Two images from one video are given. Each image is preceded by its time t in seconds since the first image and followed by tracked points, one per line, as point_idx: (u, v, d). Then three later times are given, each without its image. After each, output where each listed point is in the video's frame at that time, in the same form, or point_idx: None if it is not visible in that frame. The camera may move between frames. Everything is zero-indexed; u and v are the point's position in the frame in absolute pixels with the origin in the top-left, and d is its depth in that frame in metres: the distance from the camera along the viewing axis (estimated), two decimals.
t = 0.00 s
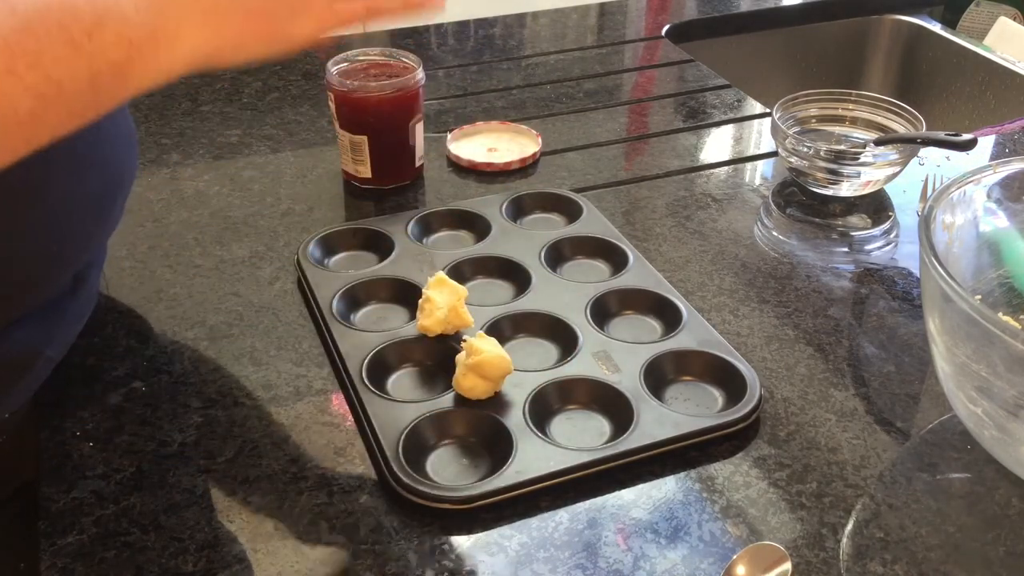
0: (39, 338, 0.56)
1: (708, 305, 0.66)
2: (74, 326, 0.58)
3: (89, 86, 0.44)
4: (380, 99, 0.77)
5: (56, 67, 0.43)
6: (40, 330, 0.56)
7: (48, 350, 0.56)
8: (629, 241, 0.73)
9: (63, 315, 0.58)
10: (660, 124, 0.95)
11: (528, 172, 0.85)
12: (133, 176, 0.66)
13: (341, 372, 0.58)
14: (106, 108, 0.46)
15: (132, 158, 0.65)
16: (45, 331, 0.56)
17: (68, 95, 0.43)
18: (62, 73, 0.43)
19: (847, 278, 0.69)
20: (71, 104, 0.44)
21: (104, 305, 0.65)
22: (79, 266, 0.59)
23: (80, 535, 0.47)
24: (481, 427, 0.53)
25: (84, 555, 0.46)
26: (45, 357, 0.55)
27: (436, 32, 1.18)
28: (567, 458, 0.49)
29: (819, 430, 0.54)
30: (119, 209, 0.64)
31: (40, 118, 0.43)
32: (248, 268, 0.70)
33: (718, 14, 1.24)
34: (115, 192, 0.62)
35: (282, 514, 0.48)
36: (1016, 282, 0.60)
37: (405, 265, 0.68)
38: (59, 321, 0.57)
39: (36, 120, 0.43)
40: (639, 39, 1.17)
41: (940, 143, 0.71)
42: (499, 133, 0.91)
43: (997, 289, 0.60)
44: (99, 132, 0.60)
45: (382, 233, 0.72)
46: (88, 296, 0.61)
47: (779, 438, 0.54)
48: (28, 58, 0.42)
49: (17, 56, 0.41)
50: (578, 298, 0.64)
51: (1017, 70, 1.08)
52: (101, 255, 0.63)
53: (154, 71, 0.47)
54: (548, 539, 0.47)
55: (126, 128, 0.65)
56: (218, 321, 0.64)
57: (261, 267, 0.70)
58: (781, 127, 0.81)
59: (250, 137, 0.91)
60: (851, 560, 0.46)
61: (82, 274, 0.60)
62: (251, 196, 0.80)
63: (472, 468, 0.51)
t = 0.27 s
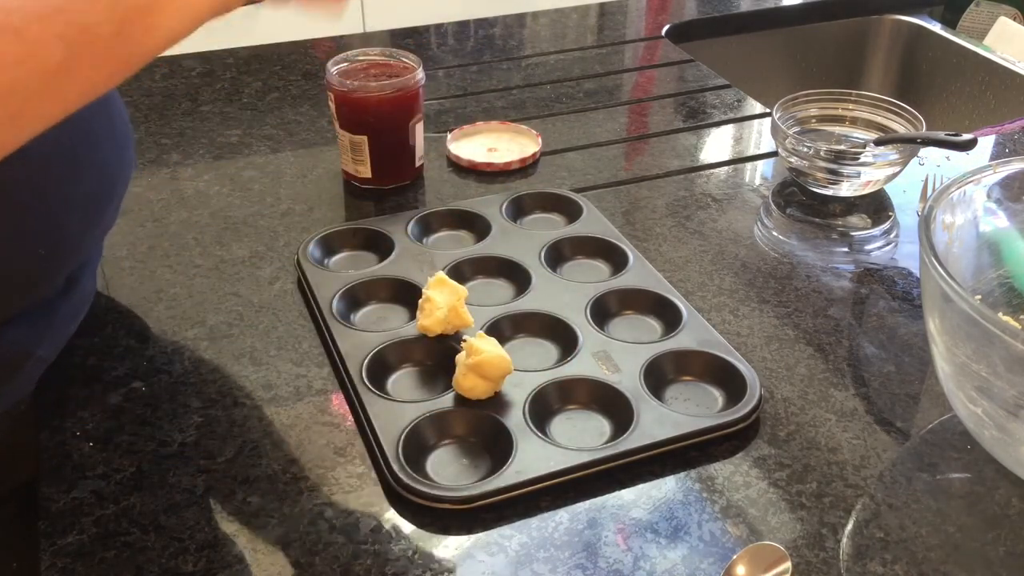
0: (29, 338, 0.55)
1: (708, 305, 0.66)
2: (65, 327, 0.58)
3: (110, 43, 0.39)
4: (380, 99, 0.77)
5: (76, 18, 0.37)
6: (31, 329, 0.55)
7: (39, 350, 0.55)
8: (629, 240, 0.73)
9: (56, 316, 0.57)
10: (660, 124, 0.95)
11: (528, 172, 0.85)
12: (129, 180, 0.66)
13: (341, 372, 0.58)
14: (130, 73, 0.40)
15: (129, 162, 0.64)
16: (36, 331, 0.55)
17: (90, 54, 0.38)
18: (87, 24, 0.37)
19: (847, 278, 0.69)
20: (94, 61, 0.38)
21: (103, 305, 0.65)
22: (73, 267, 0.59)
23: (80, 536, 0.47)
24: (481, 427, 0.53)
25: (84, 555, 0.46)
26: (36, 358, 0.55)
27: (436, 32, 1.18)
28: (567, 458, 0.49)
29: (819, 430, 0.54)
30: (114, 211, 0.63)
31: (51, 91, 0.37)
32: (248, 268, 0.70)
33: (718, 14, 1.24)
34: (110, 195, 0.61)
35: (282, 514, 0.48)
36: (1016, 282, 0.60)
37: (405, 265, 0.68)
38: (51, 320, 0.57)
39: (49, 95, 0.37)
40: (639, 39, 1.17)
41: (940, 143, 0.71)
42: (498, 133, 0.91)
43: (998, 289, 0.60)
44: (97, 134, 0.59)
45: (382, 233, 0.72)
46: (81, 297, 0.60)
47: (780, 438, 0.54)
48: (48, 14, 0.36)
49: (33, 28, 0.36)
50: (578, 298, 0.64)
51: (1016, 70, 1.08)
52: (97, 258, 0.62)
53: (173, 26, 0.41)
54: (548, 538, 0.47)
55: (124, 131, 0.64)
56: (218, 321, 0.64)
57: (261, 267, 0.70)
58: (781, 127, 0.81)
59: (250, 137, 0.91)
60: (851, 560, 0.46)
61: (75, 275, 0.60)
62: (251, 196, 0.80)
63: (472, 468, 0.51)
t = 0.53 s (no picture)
0: (29, 337, 0.54)
1: (708, 305, 0.66)
2: (65, 326, 0.57)
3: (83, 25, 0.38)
4: (380, 99, 0.77)
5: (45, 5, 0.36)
6: (30, 329, 0.55)
7: (39, 349, 0.55)
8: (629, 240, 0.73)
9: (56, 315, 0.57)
10: (660, 124, 0.95)
11: (528, 172, 0.85)
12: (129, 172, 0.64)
13: (341, 372, 0.58)
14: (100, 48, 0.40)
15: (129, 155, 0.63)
16: (37, 331, 0.55)
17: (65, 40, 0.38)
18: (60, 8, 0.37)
19: (847, 278, 0.69)
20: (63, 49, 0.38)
21: (104, 305, 0.64)
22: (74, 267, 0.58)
23: (80, 536, 0.47)
24: (481, 427, 0.53)
25: (84, 555, 0.46)
26: (35, 357, 0.55)
27: (436, 32, 1.18)
28: (567, 458, 0.49)
29: (819, 430, 0.54)
30: (117, 211, 0.62)
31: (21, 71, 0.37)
32: (248, 268, 0.70)
33: (718, 14, 1.24)
34: (114, 194, 0.60)
35: (282, 514, 0.48)
36: (1016, 282, 0.60)
37: (405, 265, 0.68)
38: (51, 320, 0.56)
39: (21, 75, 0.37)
40: (640, 39, 1.17)
41: (940, 143, 0.71)
42: (498, 133, 0.91)
43: (998, 289, 0.60)
44: (101, 132, 0.58)
45: (382, 233, 0.72)
46: (81, 296, 0.60)
47: (779, 438, 0.54)
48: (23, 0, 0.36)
49: None
50: (578, 299, 0.64)
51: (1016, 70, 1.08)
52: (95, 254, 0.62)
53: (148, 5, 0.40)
54: (548, 538, 0.47)
55: (127, 129, 0.63)
56: (219, 321, 0.64)
57: (261, 267, 0.70)
58: (781, 127, 0.81)
59: (250, 137, 0.91)
60: (851, 560, 0.46)
61: (75, 274, 0.59)
62: (251, 196, 0.80)
63: (471, 468, 0.51)
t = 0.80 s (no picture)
0: (28, 338, 0.55)
1: (708, 305, 0.66)
2: (66, 326, 0.58)
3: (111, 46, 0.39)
4: (380, 99, 0.77)
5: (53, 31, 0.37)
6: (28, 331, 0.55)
7: (40, 350, 0.55)
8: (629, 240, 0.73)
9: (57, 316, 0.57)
10: (660, 124, 0.95)
11: (528, 172, 0.85)
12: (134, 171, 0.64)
13: (341, 372, 0.58)
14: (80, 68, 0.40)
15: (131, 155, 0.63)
16: (36, 332, 0.56)
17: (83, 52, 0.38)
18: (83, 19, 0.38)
19: (847, 278, 0.69)
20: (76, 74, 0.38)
21: (104, 305, 0.65)
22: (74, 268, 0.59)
23: (80, 535, 0.47)
24: (481, 427, 0.53)
25: (84, 555, 0.46)
26: (37, 357, 0.55)
27: (436, 32, 1.18)
28: (567, 458, 0.49)
29: (819, 430, 0.54)
30: (118, 211, 0.63)
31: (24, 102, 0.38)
32: (248, 268, 0.70)
33: (718, 15, 1.24)
34: (112, 194, 0.61)
35: (282, 513, 0.48)
36: (1016, 282, 0.60)
37: (405, 265, 0.68)
38: (50, 322, 0.57)
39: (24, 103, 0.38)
40: (640, 39, 1.17)
41: (940, 143, 0.71)
42: (498, 133, 0.91)
43: (998, 289, 0.60)
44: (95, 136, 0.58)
45: (382, 233, 0.72)
46: (83, 297, 0.60)
47: (780, 438, 0.54)
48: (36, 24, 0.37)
49: None
50: (578, 299, 0.64)
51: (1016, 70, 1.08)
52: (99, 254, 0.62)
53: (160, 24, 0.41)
54: (548, 538, 0.47)
55: (130, 130, 0.64)
56: (219, 321, 0.64)
57: (261, 267, 0.70)
58: (781, 127, 0.81)
59: (250, 137, 0.91)
60: (851, 560, 0.46)
61: (77, 276, 0.60)
62: (251, 196, 0.80)
63: (471, 468, 0.51)
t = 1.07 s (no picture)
0: (39, 342, 0.55)
1: (708, 305, 0.66)
2: (76, 329, 0.58)
3: (156, 90, 0.39)
4: (380, 99, 0.77)
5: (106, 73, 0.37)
6: (39, 334, 0.55)
7: (49, 353, 0.55)
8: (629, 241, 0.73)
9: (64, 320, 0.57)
10: (660, 124, 0.95)
11: (528, 172, 0.85)
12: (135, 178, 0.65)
13: (341, 372, 0.58)
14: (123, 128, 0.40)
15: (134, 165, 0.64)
16: (46, 336, 0.55)
17: (129, 100, 0.38)
18: (129, 67, 0.38)
19: (847, 278, 0.69)
20: (120, 124, 0.39)
21: (104, 305, 0.65)
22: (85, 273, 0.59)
23: (80, 535, 0.47)
24: (481, 427, 0.53)
25: (84, 555, 0.46)
26: (46, 361, 0.55)
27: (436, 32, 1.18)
28: (567, 458, 0.49)
29: (819, 430, 0.54)
30: (122, 226, 0.65)
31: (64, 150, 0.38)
32: (248, 268, 0.70)
33: (718, 15, 1.24)
34: (120, 207, 0.62)
35: (282, 513, 0.48)
36: (1016, 282, 0.60)
37: (405, 265, 0.68)
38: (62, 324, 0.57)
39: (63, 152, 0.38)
40: (640, 39, 1.17)
41: (940, 143, 0.71)
42: (498, 133, 0.91)
43: (998, 289, 0.60)
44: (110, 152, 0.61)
45: (382, 233, 0.72)
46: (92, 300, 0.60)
47: (779, 438, 0.54)
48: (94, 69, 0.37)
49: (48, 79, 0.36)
50: (578, 299, 0.64)
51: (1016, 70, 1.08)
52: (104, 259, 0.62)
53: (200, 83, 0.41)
54: (548, 539, 0.47)
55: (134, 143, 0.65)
56: (218, 321, 0.64)
57: (261, 267, 0.70)
58: (781, 127, 0.81)
59: (250, 137, 0.91)
60: (851, 560, 0.46)
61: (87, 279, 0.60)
62: (251, 196, 0.80)
63: (472, 468, 0.51)
